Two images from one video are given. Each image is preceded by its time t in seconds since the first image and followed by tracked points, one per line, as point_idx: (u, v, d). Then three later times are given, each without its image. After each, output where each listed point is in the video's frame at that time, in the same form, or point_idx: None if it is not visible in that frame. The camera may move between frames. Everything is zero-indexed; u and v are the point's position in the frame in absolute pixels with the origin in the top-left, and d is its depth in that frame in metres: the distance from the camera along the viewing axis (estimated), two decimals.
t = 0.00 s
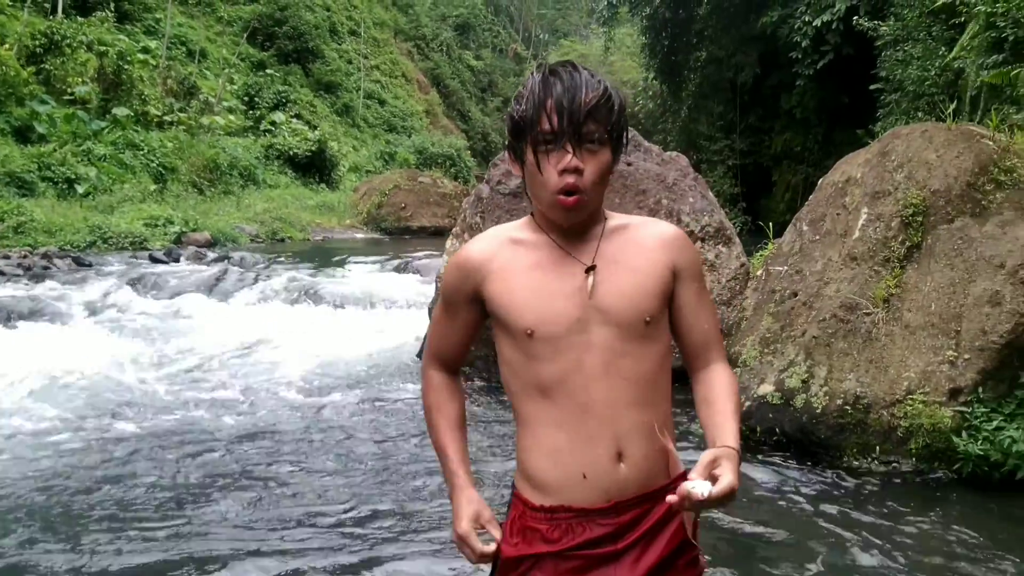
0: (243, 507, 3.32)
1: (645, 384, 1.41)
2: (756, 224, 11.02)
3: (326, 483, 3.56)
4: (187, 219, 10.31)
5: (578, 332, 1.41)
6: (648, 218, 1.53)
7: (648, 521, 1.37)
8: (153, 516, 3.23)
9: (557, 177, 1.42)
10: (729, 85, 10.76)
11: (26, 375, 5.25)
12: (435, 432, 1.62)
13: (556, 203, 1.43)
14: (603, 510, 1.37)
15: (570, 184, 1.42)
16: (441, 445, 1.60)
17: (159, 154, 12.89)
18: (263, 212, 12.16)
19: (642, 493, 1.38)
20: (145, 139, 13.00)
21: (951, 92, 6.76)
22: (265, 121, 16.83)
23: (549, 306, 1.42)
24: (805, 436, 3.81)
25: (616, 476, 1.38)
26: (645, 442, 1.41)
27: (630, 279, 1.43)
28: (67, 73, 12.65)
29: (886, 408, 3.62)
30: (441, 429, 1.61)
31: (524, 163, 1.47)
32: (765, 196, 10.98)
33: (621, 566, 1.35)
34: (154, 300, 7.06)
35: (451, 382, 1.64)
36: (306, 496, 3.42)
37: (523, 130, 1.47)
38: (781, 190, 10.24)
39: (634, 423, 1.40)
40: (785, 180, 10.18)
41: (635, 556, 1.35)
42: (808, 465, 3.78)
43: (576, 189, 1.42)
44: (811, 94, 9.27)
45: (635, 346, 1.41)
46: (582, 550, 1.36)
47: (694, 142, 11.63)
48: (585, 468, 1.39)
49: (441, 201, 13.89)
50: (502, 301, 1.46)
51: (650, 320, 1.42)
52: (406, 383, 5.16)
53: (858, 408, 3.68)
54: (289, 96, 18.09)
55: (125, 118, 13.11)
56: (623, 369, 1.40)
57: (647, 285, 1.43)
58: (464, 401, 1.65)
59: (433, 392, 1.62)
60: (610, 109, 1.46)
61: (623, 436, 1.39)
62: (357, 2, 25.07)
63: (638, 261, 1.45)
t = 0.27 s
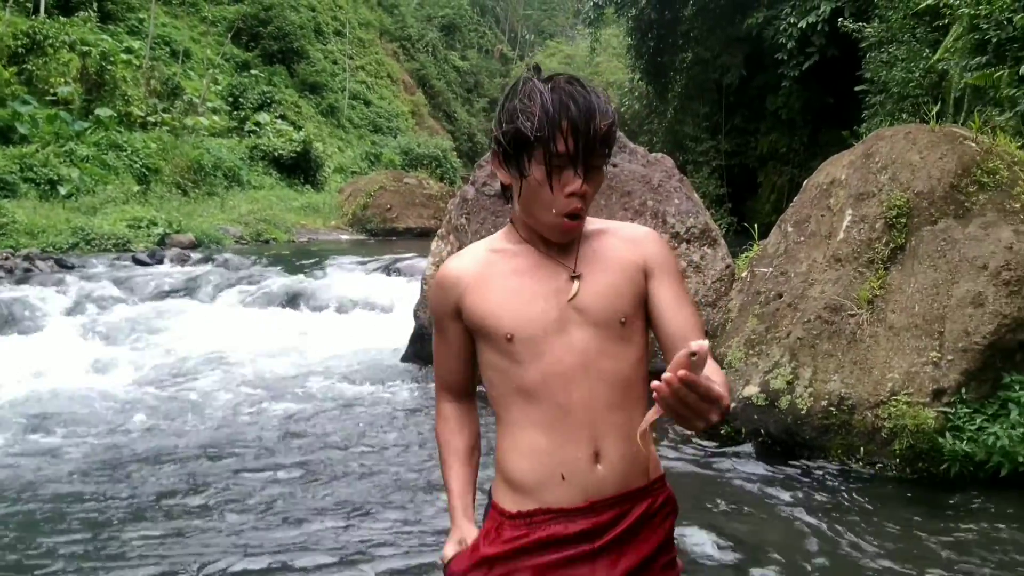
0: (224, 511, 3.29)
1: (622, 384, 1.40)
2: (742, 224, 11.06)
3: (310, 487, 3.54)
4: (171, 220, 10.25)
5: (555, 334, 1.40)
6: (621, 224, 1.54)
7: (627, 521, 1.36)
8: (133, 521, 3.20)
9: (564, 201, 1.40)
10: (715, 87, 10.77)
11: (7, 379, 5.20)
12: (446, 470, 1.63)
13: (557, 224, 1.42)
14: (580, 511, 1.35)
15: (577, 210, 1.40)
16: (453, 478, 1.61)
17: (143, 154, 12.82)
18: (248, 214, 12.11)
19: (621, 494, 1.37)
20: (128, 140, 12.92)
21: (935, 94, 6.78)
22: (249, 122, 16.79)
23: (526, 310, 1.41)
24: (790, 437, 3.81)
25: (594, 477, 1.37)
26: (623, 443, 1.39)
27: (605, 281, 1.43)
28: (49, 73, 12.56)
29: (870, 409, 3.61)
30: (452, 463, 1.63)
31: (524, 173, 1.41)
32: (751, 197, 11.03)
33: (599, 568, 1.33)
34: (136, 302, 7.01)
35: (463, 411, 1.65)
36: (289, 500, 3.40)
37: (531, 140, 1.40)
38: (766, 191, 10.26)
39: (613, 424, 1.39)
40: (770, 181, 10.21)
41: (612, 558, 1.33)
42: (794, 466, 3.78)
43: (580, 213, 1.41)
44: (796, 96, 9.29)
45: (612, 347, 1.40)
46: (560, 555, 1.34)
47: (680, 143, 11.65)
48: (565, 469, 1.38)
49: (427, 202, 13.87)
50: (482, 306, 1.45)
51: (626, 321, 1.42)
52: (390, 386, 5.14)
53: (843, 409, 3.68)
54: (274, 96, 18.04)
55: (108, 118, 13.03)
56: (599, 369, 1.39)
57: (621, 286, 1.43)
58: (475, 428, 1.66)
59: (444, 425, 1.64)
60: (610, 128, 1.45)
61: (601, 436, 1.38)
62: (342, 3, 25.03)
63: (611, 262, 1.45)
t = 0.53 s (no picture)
0: (214, 514, 3.29)
1: (603, 389, 1.41)
2: (731, 225, 11.10)
3: (300, 489, 3.54)
4: (159, 221, 10.22)
5: (533, 340, 1.41)
6: (608, 229, 1.55)
7: (607, 526, 1.36)
8: (121, 524, 3.19)
9: (543, 192, 1.42)
10: (703, 88, 10.80)
11: None
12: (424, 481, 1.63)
13: (534, 219, 1.44)
14: (559, 516, 1.36)
15: (556, 199, 1.42)
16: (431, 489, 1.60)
17: (131, 155, 12.78)
18: (236, 215, 12.08)
19: (601, 499, 1.37)
20: (116, 141, 12.87)
21: (922, 95, 6.81)
22: (238, 123, 16.76)
23: (508, 315, 1.42)
24: (778, 438, 3.79)
25: (574, 482, 1.37)
26: (603, 448, 1.40)
27: (586, 286, 1.44)
28: (36, 73, 12.48)
29: (858, 409, 3.64)
30: (431, 473, 1.62)
31: (501, 169, 1.45)
32: (740, 198, 11.07)
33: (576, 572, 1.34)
34: (124, 304, 6.98)
35: (447, 422, 1.64)
36: (278, 502, 3.39)
37: (509, 135, 1.44)
38: (755, 192, 10.30)
39: (592, 429, 1.39)
40: (759, 182, 10.25)
41: (590, 562, 1.34)
42: (782, 467, 3.76)
43: (559, 204, 1.43)
44: (784, 97, 9.32)
45: (593, 351, 1.41)
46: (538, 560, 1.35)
47: (669, 145, 11.68)
48: (543, 474, 1.38)
49: (416, 203, 13.85)
50: (463, 313, 1.46)
51: (605, 326, 1.42)
52: (380, 387, 5.13)
53: (831, 410, 3.70)
54: (263, 97, 18.01)
55: (95, 119, 12.97)
56: (580, 374, 1.40)
57: (603, 291, 1.44)
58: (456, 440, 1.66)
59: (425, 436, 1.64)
60: (588, 126, 1.48)
61: (581, 441, 1.39)
62: (331, 4, 25.00)
63: (594, 268, 1.46)
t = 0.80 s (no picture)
0: (201, 516, 3.28)
1: (584, 390, 1.41)
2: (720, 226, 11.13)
3: (287, 491, 3.53)
4: (146, 223, 10.19)
5: (515, 339, 1.41)
6: (586, 230, 1.56)
7: (589, 527, 1.37)
8: (107, 527, 3.17)
9: (525, 186, 1.43)
10: (692, 89, 10.83)
11: None
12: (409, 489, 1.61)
13: (516, 213, 1.45)
14: (542, 518, 1.36)
15: (538, 194, 1.43)
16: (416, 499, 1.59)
17: (118, 156, 12.73)
18: (224, 216, 12.04)
19: (583, 501, 1.38)
20: (103, 142, 12.83)
21: (909, 96, 6.85)
22: (226, 124, 16.73)
23: (491, 315, 1.42)
24: (765, 438, 3.81)
25: (555, 483, 1.38)
26: (584, 449, 1.40)
27: (569, 284, 1.44)
28: (22, 74, 12.41)
29: (845, 409, 3.64)
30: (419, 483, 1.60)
31: (485, 162, 1.46)
32: (728, 199, 11.10)
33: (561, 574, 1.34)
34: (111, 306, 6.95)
35: (434, 432, 1.62)
36: (266, 504, 3.39)
37: (494, 128, 1.45)
38: (743, 193, 10.33)
39: (573, 429, 1.40)
40: (747, 183, 10.28)
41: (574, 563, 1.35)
42: (770, 466, 3.78)
43: (541, 200, 1.44)
44: (772, 98, 9.36)
45: (574, 351, 1.42)
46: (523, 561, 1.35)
47: (657, 146, 11.71)
48: (525, 476, 1.38)
49: (405, 204, 13.85)
50: (444, 314, 1.46)
51: (586, 325, 1.43)
52: (369, 388, 5.13)
53: (817, 410, 3.70)
54: (251, 98, 17.99)
55: (82, 120, 12.92)
56: (562, 375, 1.40)
57: (585, 290, 1.45)
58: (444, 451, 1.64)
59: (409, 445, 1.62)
60: (572, 126, 1.49)
61: (563, 442, 1.39)
62: (319, 4, 24.97)
63: (574, 268, 1.47)
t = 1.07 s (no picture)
0: (192, 518, 3.27)
1: (573, 390, 1.41)
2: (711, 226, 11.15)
3: (278, 493, 3.52)
4: (136, 223, 10.16)
5: (505, 341, 1.40)
6: (574, 228, 1.56)
7: (578, 530, 1.37)
8: (100, 528, 3.16)
9: (511, 183, 1.43)
10: (683, 90, 10.84)
11: None
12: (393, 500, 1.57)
13: (502, 210, 1.45)
14: (529, 524, 1.36)
15: (523, 191, 1.43)
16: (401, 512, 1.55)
17: (108, 157, 12.68)
18: (214, 217, 12.01)
19: (571, 504, 1.38)
20: (93, 142, 12.77)
21: (899, 97, 6.88)
22: (216, 124, 16.71)
23: (480, 316, 1.42)
24: (757, 438, 3.82)
25: (544, 487, 1.37)
26: (573, 452, 1.40)
27: (556, 284, 1.44)
28: (11, 74, 12.34)
29: (835, 410, 3.64)
30: (403, 496, 1.56)
31: (471, 159, 1.46)
32: (718, 200, 11.13)
33: None
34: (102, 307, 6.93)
35: (425, 448, 1.57)
36: (257, 506, 3.38)
37: (480, 126, 1.45)
38: (734, 193, 10.35)
39: (563, 431, 1.40)
40: (738, 184, 10.31)
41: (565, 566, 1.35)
42: (762, 467, 3.78)
43: (526, 197, 1.43)
44: (763, 99, 9.38)
45: (563, 351, 1.41)
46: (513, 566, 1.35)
47: (648, 147, 11.73)
48: (515, 479, 1.38)
49: (396, 205, 13.83)
50: (433, 316, 1.46)
51: (575, 324, 1.43)
52: (361, 389, 5.13)
53: (808, 410, 3.70)
54: (241, 98, 17.97)
55: (72, 120, 12.86)
56: (551, 375, 1.40)
57: (573, 289, 1.45)
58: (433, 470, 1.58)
59: (396, 457, 1.57)
60: (561, 123, 1.49)
61: (552, 446, 1.39)
62: (310, 5, 24.94)
63: (563, 267, 1.47)
